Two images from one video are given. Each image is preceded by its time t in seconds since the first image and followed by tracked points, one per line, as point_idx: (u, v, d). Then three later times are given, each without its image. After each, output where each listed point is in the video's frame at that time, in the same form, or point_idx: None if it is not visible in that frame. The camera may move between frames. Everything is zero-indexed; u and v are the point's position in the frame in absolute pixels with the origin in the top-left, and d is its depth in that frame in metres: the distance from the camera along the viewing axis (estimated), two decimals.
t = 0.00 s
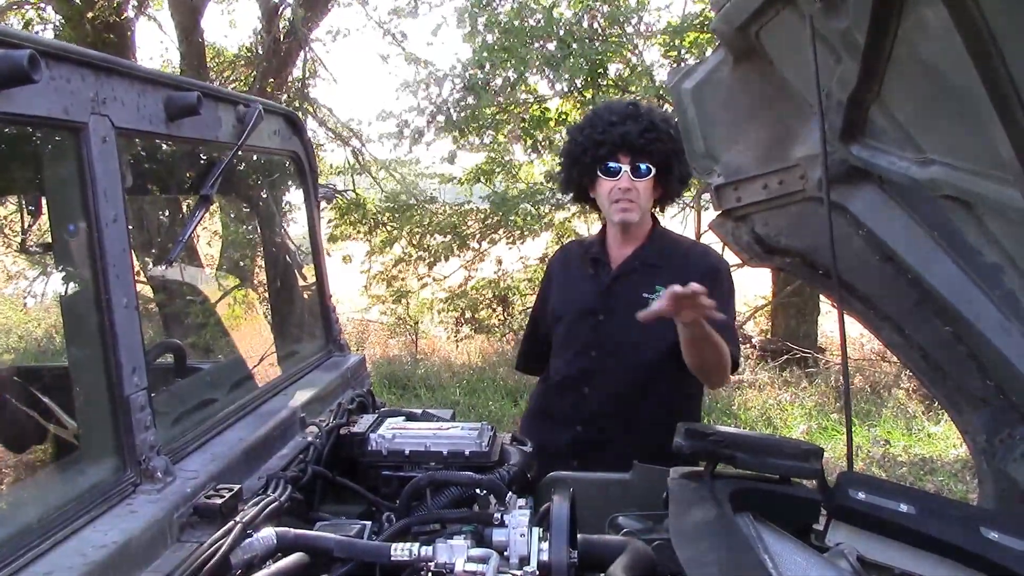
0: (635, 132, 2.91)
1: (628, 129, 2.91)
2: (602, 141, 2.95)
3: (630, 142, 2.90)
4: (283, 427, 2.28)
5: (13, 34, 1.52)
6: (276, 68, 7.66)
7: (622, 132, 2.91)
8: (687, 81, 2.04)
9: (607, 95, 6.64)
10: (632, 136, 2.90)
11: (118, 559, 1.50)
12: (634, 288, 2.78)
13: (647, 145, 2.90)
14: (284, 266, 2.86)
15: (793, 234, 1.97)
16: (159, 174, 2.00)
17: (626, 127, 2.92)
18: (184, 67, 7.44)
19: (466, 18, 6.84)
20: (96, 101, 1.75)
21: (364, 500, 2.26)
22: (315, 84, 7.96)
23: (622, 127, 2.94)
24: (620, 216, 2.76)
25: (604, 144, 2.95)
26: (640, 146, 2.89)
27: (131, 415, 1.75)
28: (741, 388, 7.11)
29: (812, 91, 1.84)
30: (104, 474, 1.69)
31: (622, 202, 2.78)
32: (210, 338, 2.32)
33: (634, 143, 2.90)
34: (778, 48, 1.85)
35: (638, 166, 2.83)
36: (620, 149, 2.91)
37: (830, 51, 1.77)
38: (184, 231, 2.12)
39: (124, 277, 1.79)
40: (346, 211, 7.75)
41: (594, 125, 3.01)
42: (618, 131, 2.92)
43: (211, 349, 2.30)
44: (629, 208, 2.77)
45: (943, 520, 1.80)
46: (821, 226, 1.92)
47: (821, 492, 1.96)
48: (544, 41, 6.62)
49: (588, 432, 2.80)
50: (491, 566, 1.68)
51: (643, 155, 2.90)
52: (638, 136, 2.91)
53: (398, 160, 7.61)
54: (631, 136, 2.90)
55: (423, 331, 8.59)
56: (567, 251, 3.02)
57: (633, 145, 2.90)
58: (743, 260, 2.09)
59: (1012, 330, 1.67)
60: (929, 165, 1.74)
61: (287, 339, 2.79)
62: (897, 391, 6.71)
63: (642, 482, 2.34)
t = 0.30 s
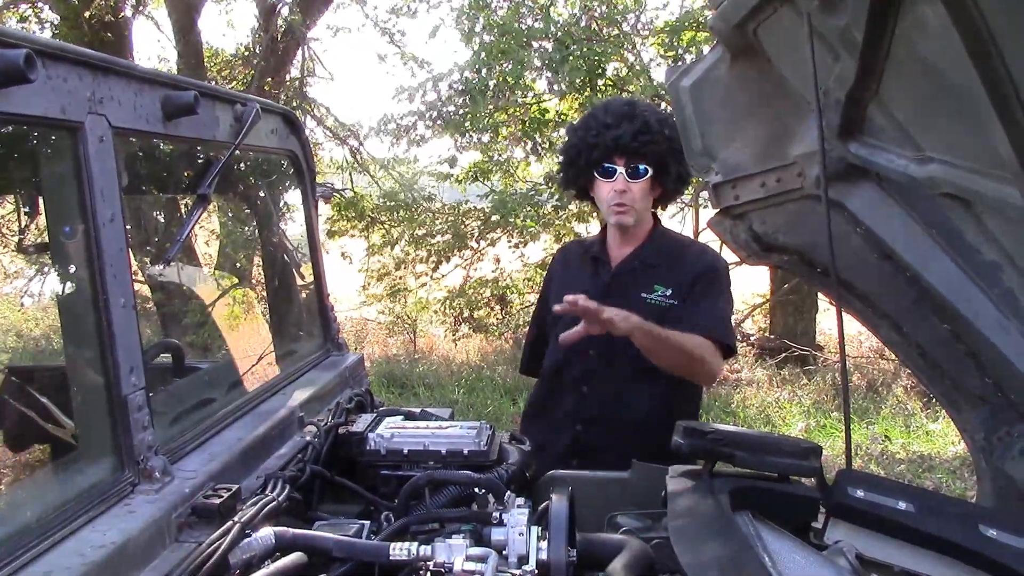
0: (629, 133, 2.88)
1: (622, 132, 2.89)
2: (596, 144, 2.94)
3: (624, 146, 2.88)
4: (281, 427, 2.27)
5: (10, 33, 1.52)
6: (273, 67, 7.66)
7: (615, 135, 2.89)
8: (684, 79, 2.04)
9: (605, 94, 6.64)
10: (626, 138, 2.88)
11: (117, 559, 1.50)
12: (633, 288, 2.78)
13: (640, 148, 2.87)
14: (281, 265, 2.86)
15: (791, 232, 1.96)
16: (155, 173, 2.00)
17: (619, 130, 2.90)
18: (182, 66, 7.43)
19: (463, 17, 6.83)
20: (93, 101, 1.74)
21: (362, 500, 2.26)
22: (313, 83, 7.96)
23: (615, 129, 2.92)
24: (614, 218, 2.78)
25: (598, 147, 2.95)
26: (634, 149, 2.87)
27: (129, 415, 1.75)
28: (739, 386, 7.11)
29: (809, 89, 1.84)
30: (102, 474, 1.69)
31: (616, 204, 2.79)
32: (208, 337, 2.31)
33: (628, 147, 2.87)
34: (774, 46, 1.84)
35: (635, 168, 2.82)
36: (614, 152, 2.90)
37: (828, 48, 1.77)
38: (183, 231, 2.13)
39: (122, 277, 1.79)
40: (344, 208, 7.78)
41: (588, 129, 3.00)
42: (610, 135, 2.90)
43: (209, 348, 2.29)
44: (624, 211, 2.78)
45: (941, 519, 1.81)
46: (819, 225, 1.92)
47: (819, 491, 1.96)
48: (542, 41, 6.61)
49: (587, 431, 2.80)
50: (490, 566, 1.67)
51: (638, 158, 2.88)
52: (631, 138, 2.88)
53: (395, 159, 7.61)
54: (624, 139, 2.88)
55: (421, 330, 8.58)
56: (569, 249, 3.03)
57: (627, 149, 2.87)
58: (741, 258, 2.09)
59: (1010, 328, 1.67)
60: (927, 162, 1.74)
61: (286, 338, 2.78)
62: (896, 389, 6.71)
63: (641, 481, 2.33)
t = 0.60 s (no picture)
0: (632, 132, 2.87)
1: (625, 130, 2.87)
2: (598, 142, 2.93)
3: (626, 144, 2.87)
4: (279, 426, 2.27)
5: (8, 33, 1.52)
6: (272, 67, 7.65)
7: (618, 134, 2.88)
8: (683, 79, 2.03)
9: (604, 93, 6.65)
10: (630, 138, 2.87)
11: (115, 559, 1.50)
12: (635, 288, 2.78)
13: (644, 147, 2.87)
14: (280, 264, 2.86)
15: (789, 232, 1.96)
16: (153, 172, 2.00)
17: (624, 129, 2.89)
18: (181, 66, 7.43)
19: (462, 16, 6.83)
20: (90, 100, 1.74)
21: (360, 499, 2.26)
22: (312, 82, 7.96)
23: (618, 127, 2.91)
24: (615, 219, 2.77)
25: (600, 145, 2.92)
26: (637, 148, 2.87)
27: (127, 415, 1.74)
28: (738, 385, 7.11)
29: (807, 88, 1.84)
30: (100, 473, 1.69)
31: (617, 204, 2.79)
32: (207, 336, 2.32)
33: (630, 145, 2.87)
34: (772, 45, 1.84)
35: (635, 167, 2.83)
36: (617, 151, 2.88)
37: (825, 48, 1.77)
38: (179, 231, 2.11)
39: (121, 276, 1.79)
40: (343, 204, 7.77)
41: (588, 126, 2.98)
42: (614, 132, 2.88)
43: (207, 347, 2.30)
44: (625, 210, 2.77)
45: (939, 518, 1.81)
46: (817, 224, 1.92)
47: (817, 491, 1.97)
48: (541, 39, 6.62)
49: (586, 430, 2.80)
50: (487, 566, 1.67)
51: (640, 157, 2.88)
52: (635, 137, 2.87)
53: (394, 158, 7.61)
54: (628, 137, 2.86)
55: (420, 329, 8.56)
56: (565, 249, 3.00)
57: (630, 147, 2.87)
58: (738, 257, 2.09)
59: (1007, 327, 1.68)
60: (925, 161, 1.74)
61: (284, 337, 2.79)
62: (894, 388, 6.73)
63: (639, 480, 2.33)
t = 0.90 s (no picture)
0: (630, 132, 2.85)
1: (623, 130, 2.86)
2: (596, 141, 2.91)
3: (625, 143, 2.85)
4: (277, 424, 2.27)
5: (5, 32, 1.52)
6: (270, 65, 7.65)
7: (617, 133, 2.86)
8: (680, 78, 2.04)
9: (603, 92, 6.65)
10: (627, 136, 2.85)
11: (111, 557, 1.50)
12: (635, 287, 2.77)
13: (642, 146, 2.86)
14: (278, 263, 2.86)
15: (787, 231, 1.97)
16: (150, 170, 2.00)
17: (621, 127, 2.87)
18: (179, 64, 7.42)
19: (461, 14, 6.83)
20: (87, 99, 1.74)
21: (357, 498, 2.27)
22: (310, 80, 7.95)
23: (615, 126, 2.90)
24: (614, 216, 2.78)
25: (598, 144, 2.91)
26: (635, 147, 2.85)
27: (124, 413, 1.74)
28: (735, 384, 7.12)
29: (804, 87, 1.83)
30: (97, 471, 1.69)
31: (616, 202, 2.79)
32: (205, 334, 2.32)
33: (629, 144, 2.85)
34: (769, 45, 1.84)
35: (633, 165, 2.83)
36: (614, 151, 2.87)
37: (822, 47, 1.77)
38: (178, 227, 2.10)
39: (118, 274, 1.79)
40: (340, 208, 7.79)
41: (586, 125, 2.97)
42: (612, 132, 2.87)
43: (205, 346, 2.30)
44: (624, 208, 2.79)
45: (934, 518, 1.81)
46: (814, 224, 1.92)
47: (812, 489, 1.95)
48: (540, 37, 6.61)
49: (583, 429, 2.80)
50: (484, 564, 1.68)
51: (637, 155, 2.86)
52: (633, 136, 2.86)
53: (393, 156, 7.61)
54: (626, 136, 2.85)
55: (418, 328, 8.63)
56: (562, 249, 2.99)
57: (629, 147, 2.85)
58: (736, 257, 2.09)
59: (1002, 326, 1.68)
60: (922, 162, 1.74)
61: (282, 336, 2.79)
62: (891, 387, 6.74)
63: (636, 479, 2.34)
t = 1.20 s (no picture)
0: (618, 130, 2.87)
1: (611, 129, 2.87)
2: (585, 141, 2.94)
3: (613, 142, 2.87)
4: (273, 425, 2.27)
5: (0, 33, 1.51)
6: (266, 64, 7.63)
7: (605, 132, 2.88)
8: (676, 78, 2.02)
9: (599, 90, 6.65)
10: (616, 135, 2.87)
11: (107, 557, 1.50)
12: (634, 288, 2.77)
13: (629, 145, 2.87)
14: (274, 263, 2.86)
15: (782, 231, 1.97)
16: (145, 169, 1.99)
17: (609, 127, 2.88)
18: (175, 63, 7.41)
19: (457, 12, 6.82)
20: (83, 100, 1.74)
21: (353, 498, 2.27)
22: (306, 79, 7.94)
23: (604, 125, 2.91)
24: (607, 217, 2.78)
25: (586, 145, 2.94)
26: (623, 146, 2.87)
27: (119, 414, 1.74)
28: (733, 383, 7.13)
29: (799, 86, 1.82)
30: (93, 472, 1.69)
31: (609, 203, 2.79)
32: (201, 334, 2.32)
33: (617, 143, 2.87)
34: (766, 45, 1.83)
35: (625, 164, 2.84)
36: (604, 150, 2.89)
37: (817, 47, 1.75)
38: (173, 229, 2.13)
39: (114, 275, 1.79)
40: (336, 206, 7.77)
41: (576, 125, 2.99)
42: (599, 131, 2.89)
43: (202, 346, 2.30)
44: (616, 210, 2.78)
45: (930, 517, 1.82)
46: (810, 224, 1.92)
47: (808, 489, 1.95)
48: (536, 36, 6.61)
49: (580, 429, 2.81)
50: (479, 565, 1.70)
51: (627, 154, 2.88)
52: (621, 135, 2.87)
53: (390, 155, 7.60)
54: (614, 135, 2.87)
55: (416, 326, 8.51)
56: (560, 248, 3.00)
57: (617, 146, 2.87)
58: (731, 256, 2.09)
59: (998, 325, 1.70)
60: (918, 161, 1.73)
61: (278, 335, 2.79)
62: (888, 386, 6.75)
63: (633, 479, 2.34)
